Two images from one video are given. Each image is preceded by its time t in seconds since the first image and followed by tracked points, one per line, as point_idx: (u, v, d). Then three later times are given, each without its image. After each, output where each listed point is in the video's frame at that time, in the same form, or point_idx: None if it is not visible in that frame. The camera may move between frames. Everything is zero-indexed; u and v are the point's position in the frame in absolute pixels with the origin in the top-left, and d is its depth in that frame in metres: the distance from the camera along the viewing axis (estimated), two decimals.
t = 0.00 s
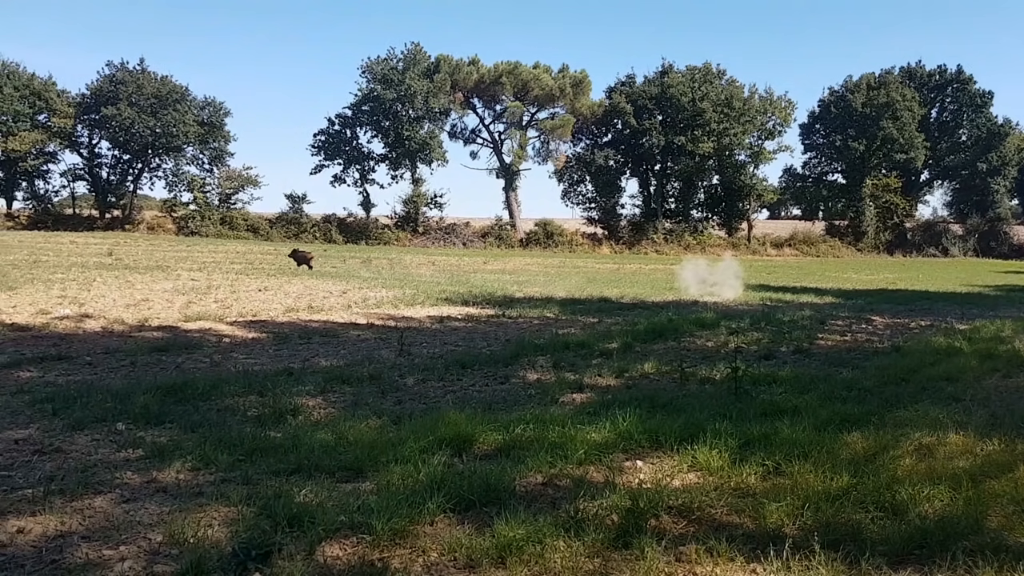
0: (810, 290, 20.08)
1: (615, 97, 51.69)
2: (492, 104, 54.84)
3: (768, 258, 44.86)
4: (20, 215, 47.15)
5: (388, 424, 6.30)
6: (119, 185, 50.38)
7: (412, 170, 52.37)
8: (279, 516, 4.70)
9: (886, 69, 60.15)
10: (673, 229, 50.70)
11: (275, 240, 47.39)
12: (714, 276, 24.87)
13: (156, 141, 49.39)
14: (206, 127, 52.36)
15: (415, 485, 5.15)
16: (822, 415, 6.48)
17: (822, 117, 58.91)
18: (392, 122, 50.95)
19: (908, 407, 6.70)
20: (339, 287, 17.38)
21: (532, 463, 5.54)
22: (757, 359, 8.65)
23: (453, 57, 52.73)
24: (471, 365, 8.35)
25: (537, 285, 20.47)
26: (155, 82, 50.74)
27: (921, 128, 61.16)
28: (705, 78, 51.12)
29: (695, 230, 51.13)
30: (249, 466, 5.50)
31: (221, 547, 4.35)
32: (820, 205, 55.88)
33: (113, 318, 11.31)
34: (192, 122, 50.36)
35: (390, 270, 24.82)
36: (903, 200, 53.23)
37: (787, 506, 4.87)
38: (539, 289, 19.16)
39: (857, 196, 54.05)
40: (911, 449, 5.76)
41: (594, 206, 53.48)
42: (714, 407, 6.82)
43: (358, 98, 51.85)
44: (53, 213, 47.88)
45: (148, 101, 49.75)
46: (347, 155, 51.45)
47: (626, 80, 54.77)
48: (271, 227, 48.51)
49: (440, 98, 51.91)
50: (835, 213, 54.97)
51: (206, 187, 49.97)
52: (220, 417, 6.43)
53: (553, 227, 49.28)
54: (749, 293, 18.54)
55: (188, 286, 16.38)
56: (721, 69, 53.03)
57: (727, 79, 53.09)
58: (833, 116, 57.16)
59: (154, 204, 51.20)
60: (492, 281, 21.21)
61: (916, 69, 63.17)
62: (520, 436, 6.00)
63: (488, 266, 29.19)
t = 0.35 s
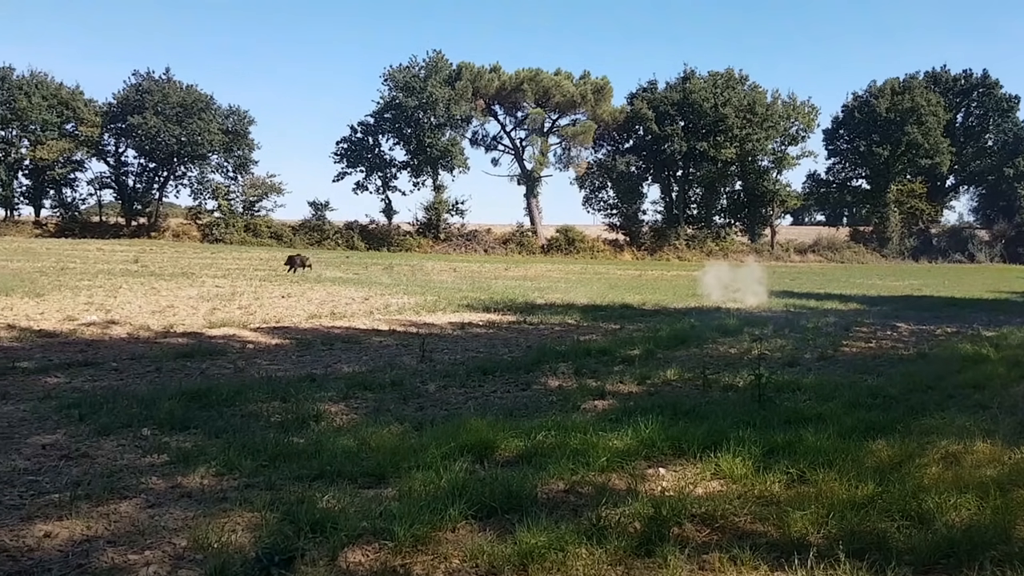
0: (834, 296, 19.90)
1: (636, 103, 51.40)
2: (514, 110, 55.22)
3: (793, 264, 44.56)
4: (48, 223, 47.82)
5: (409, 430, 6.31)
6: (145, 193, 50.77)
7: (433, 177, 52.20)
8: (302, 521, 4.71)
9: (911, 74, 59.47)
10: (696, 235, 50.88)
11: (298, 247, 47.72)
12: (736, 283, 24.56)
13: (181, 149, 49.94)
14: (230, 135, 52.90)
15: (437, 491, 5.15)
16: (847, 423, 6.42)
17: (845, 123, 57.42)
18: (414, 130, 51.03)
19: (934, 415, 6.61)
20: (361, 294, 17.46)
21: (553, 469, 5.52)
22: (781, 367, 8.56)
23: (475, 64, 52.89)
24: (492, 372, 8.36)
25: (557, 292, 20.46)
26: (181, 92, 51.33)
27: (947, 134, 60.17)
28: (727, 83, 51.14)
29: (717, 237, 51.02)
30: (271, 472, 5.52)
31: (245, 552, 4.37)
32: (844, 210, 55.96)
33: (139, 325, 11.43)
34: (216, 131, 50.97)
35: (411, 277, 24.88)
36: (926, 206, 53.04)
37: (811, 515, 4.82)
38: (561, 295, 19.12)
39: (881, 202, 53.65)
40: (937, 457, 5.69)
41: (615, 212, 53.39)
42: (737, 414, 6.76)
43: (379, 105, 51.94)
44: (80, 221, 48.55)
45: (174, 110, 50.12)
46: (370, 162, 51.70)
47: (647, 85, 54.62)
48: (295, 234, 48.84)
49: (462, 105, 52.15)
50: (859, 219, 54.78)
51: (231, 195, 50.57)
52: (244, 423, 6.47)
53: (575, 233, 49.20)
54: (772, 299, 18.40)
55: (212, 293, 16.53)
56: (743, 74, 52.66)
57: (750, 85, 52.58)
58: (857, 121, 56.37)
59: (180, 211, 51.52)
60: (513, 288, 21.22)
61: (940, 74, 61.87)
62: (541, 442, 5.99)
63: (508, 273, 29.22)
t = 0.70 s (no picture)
0: (852, 297, 19.76)
1: (652, 103, 51.27)
2: (529, 111, 55.13)
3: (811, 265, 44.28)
4: (68, 224, 48.29)
5: (425, 430, 6.32)
6: (163, 194, 51.10)
7: (448, 177, 52.17)
8: (319, 521, 4.73)
9: (930, 73, 59.03)
10: (712, 235, 50.57)
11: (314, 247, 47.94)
12: (753, 284, 24.44)
13: (199, 151, 50.20)
14: (248, 137, 52.94)
15: (452, 492, 5.15)
16: (865, 424, 6.36)
17: (864, 122, 58.43)
18: (429, 130, 50.85)
19: (954, 416, 6.54)
20: (377, 294, 17.51)
21: (569, 471, 5.51)
22: (799, 368, 8.50)
23: (491, 65, 52.91)
24: (507, 372, 8.36)
25: (573, 292, 20.42)
26: (199, 94, 51.77)
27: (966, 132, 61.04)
28: (744, 83, 50.70)
29: (734, 237, 50.77)
30: (288, 471, 5.55)
31: (262, 551, 4.38)
32: (862, 210, 56.11)
33: (157, 325, 11.52)
34: (234, 132, 51.13)
35: (428, 278, 24.92)
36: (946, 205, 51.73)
37: (829, 517, 4.78)
38: (577, 296, 19.10)
39: (899, 202, 53.03)
40: (958, 459, 5.62)
41: (631, 212, 53.17)
42: (753, 416, 6.73)
43: (395, 106, 51.79)
44: (99, 223, 49.04)
45: (192, 112, 50.40)
46: (385, 163, 51.82)
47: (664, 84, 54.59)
48: (311, 235, 49.00)
49: (477, 106, 52.22)
50: (879, 218, 54.37)
51: (248, 196, 50.81)
52: (260, 423, 6.49)
53: (590, 234, 49.05)
54: (790, 300, 18.30)
55: (230, 294, 16.63)
56: (761, 73, 52.30)
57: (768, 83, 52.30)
58: (875, 120, 56.73)
59: (198, 212, 51.74)
60: (529, 288, 21.21)
61: (961, 73, 62.72)
62: (557, 443, 5.98)
63: (523, 274, 29.22)
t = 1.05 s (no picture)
0: (870, 298, 19.62)
1: (668, 104, 50.88)
2: (544, 112, 55.22)
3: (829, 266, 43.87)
4: (87, 226, 48.64)
5: (441, 431, 6.33)
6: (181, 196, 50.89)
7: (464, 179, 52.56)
8: (335, 521, 4.74)
9: (948, 73, 58.53)
10: (728, 236, 50.34)
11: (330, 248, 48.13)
12: (770, 285, 24.26)
13: (216, 152, 50.41)
14: (264, 138, 53.15)
15: (468, 493, 5.15)
16: (882, 427, 6.31)
17: (882, 123, 58.66)
18: (445, 132, 50.87)
19: (973, 419, 6.48)
20: (393, 295, 17.54)
21: (584, 472, 5.49)
22: (815, 370, 8.45)
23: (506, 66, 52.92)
24: (522, 374, 8.36)
25: (588, 293, 20.40)
26: (216, 96, 52.04)
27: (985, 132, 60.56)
28: (761, 83, 50.37)
29: (751, 238, 50.49)
30: (305, 471, 5.57)
31: (279, 551, 4.39)
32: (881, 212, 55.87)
33: (175, 326, 11.61)
34: (251, 134, 51.38)
35: (443, 278, 24.95)
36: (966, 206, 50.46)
37: (847, 520, 4.75)
38: (592, 297, 19.07)
39: (918, 203, 51.95)
40: (977, 462, 5.56)
41: (647, 213, 53.01)
42: (770, 418, 6.69)
43: (410, 108, 51.89)
44: (118, 224, 49.40)
45: (209, 114, 50.87)
46: (401, 164, 51.94)
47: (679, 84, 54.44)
48: (326, 236, 49.24)
49: (492, 107, 52.23)
50: (897, 219, 53.88)
51: (265, 198, 51.08)
52: (277, 424, 6.52)
53: (606, 235, 48.85)
54: (807, 301, 18.21)
55: (247, 295, 16.71)
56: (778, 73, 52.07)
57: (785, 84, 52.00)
58: (894, 121, 57.05)
59: (216, 214, 51.91)
60: (544, 289, 21.18)
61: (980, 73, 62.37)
62: (573, 444, 5.97)
63: (540, 275, 29.21)
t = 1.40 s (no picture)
0: (886, 300, 19.50)
1: (683, 104, 50.79)
2: (558, 113, 55.13)
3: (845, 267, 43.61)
4: (105, 228, 49.13)
5: (455, 432, 6.33)
6: (198, 198, 51.49)
7: (478, 180, 52.43)
8: (350, 522, 4.74)
9: (965, 73, 58.01)
10: (743, 237, 50.11)
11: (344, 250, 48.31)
12: (786, 286, 24.14)
13: (232, 155, 50.62)
14: (280, 140, 52.80)
15: (482, 494, 5.14)
16: (899, 429, 6.27)
17: (897, 123, 56.94)
18: (459, 134, 50.87)
19: (991, 422, 6.42)
20: (407, 297, 17.58)
21: (598, 474, 5.48)
22: (831, 372, 8.41)
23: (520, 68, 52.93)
24: (536, 375, 8.35)
25: (601, 295, 20.39)
26: (232, 98, 52.01)
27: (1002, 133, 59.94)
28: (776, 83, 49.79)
29: (766, 239, 50.27)
30: (320, 472, 5.59)
31: (294, 551, 4.40)
32: (896, 213, 55.93)
33: (192, 327, 11.69)
34: (266, 136, 51.24)
35: (456, 280, 25.00)
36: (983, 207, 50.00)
37: (862, 523, 4.72)
38: (606, 298, 19.06)
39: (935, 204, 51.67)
40: (995, 465, 5.50)
41: (661, 214, 52.85)
42: (785, 420, 6.66)
43: (424, 110, 51.91)
44: (135, 226, 49.89)
45: (226, 117, 50.84)
46: (415, 166, 52.02)
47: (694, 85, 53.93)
48: (341, 238, 49.45)
49: (506, 108, 52.21)
50: (914, 220, 53.57)
51: (280, 200, 51.25)
52: (292, 424, 6.55)
53: (620, 236, 48.77)
54: (822, 302, 18.12)
55: (262, 296, 16.80)
56: (794, 74, 51.67)
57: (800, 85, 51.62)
58: (909, 122, 55.72)
59: (231, 216, 52.31)
60: (557, 291, 21.19)
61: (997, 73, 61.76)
62: (587, 446, 5.97)
63: (554, 277, 29.16)
